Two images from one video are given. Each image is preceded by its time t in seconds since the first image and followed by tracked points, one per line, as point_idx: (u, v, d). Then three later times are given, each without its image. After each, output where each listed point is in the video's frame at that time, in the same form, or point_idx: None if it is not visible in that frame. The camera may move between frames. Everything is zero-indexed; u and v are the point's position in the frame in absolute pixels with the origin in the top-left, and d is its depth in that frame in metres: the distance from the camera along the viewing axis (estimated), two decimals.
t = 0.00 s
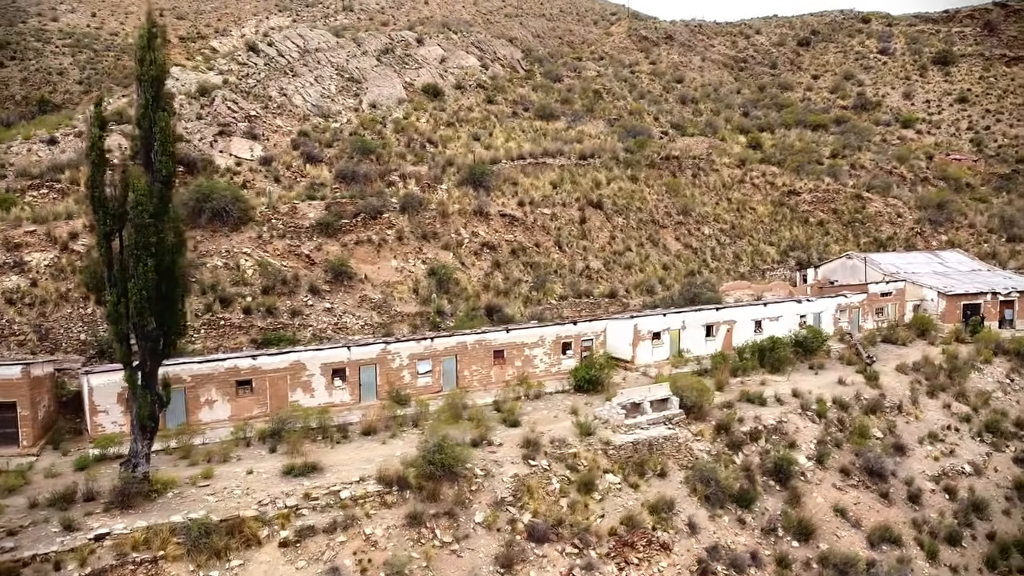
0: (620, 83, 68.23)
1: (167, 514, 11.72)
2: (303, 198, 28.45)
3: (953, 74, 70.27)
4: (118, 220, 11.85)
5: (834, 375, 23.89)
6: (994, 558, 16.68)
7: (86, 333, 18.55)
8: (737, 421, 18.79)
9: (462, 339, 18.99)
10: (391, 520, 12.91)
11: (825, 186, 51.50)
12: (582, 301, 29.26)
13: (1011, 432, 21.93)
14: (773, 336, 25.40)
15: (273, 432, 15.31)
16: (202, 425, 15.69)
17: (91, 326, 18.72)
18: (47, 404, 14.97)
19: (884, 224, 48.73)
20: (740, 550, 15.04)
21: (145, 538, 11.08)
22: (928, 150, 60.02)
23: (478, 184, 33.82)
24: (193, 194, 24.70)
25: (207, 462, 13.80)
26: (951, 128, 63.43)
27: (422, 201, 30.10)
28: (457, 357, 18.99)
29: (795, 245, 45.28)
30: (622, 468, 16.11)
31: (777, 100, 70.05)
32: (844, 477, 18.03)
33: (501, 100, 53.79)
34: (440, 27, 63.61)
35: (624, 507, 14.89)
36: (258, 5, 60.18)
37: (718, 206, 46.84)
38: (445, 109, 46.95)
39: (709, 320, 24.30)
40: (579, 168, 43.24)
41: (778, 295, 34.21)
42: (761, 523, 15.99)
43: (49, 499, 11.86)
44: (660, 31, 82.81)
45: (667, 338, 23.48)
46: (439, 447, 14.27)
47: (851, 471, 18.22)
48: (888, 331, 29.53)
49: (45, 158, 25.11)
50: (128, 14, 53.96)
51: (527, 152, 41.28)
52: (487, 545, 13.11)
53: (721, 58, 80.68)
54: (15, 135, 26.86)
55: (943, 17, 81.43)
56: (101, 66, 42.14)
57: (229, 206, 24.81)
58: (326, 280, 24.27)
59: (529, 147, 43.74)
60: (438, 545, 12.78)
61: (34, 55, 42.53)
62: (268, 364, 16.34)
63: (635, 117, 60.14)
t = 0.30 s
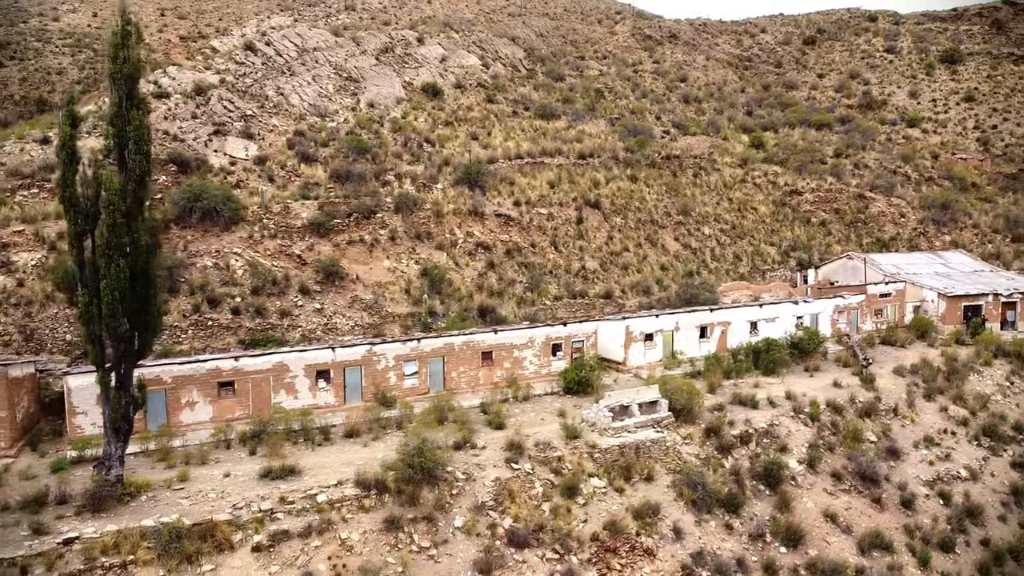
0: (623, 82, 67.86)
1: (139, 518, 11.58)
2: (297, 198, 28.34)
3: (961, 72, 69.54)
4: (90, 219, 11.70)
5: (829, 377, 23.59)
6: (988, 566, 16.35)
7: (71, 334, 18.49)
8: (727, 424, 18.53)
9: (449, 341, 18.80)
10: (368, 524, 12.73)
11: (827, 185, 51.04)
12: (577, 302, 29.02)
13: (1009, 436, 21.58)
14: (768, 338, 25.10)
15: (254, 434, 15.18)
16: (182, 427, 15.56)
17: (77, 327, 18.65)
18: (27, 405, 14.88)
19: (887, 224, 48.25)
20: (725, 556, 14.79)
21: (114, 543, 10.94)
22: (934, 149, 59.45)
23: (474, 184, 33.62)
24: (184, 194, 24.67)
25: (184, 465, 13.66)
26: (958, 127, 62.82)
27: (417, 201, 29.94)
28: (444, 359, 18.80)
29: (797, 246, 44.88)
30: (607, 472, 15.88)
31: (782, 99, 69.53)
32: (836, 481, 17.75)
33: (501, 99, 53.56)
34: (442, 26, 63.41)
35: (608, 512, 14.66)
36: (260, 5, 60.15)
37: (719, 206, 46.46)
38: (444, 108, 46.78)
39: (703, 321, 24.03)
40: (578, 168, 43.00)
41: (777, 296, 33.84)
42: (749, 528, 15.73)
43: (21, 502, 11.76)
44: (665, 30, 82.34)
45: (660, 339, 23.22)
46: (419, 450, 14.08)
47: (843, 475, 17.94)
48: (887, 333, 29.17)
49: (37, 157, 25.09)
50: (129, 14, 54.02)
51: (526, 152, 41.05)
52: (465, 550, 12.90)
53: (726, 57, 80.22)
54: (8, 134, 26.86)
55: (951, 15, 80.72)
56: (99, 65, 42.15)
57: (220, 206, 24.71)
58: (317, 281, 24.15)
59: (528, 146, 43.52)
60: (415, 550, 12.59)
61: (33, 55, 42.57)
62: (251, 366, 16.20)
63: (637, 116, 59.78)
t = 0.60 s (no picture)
0: (626, 81, 67.53)
1: (111, 521, 11.47)
2: (290, 198, 28.26)
3: (968, 71, 68.85)
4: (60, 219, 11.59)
5: (824, 379, 23.28)
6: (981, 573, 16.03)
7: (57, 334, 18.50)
8: (716, 427, 18.31)
9: (436, 342, 18.64)
10: (344, 527, 12.57)
11: (830, 185, 50.57)
12: (572, 302, 28.77)
13: (1006, 440, 21.23)
14: (763, 340, 24.81)
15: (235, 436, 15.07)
16: (163, 429, 15.48)
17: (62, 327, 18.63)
18: (7, 405, 14.84)
19: (890, 224, 47.78)
20: (710, 562, 14.54)
21: (83, 545, 10.82)
22: (939, 149, 58.90)
23: (469, 184, 33.45)
24: (175, 194, 24.65)
25: (161, 468, 13.54)
26: (964, 126, 62.25)
27: (411, 200, 29.80)
28: (431, 360, 18.64)
29: (797, 246, 44.49)
30: (592, 475, 15.68)
31: (786, 98, 69.04)
32: (826, 485, 17.49)
33: (502, 98, 53.38)
34: (443, 26, 63.27)
35: (591, 517, 14.44)
36: (262, 5, 60.19)
37: (719, 205, 46.11)
38: (443, 108, 46.64)
39: (697, 322, 23.79)
40: (577, 168, 42.77)
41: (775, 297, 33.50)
42: (736, 533, 15.50)
43: None
44: (669, 30, 81.89)
45: (652, 341, 22.97)
46: (398, 452, 13.91)
47: (833, 479, 17.68)
48: (885, 334, 28.83)
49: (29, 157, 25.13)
50: (131, 14, 54.17)
51: (524, 152, 40.86)
52: (443, 555, 12.71)
53: (730, 56, 79.78)
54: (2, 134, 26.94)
55: (960, 14, 80.15)
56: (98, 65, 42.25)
57: (210, 206, 24.63)
58: (307, 281, 24.05)
59: (526, 146, 43.33)
60: (392, 554, 12.41)
61: (33, 55, 42.69)
62: (234, 367, 16.09)
63: (639, 116, 59.48)
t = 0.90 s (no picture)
0: (628, 80, 67.21)
1: (81, 524, 11.35)
2: (283, 198, 28.18)
3: (974, 69, 68.19)
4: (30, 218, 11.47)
5: (818, 381, 23.03)
6: None
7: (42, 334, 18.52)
8: (705, 429, 18.10)
9: (421, 343, 18.49)
10: (319, 531, 12.43)
11: (831, 185, 50.16)
12: (566, 302, 28.56)
13: (1002, 443, 20.91)
14: (757, 341, 24.54)
15: (214, 438, 14.97)
16: (143, 430, 15.43)
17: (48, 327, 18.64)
18: None
19: (892, 224, 47.35)
20: (693, 568, 14.33)
21: (52, 549, 10.71)
22: (943, 148, 58.35)
23: (464, 183, 33.30)
24: (166, 194, 24.63)
25: (136, 470, 13.42)
26: (969, 126, 61.69)
27: (405, 200, 29.66)
28: (417, 361, 18.50)
29: (798, 246, 44.14)
30: (576, 478, 15.48)
31: (790, 97, 68.55)
32: (815, 489, 17.25)
33: (501, 98, 53.18)
34: (445, 25, 63.07)
35: (572, 521, 14.24)
36: (263, 5, 60.18)
37: (719, 205, 45.79)
38: (442, 107, 46.49)
39: (689, 323, 23.55)
40: (576, 167, 42.55)
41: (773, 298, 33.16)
42: (721, 538, 15.27)
43: None
44: (672, 28, 81.35)
45: (644, 342, 22.77)
46: (376, 455, 13.75)
47: (823, 483, 17.44)
48: (883, 336, 28.50)
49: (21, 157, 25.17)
50: (132, 14, 54.25)
51: (522, 151, 40.67)
52: (420, 559, 12.54)
53: (735, 55, 79.31)
54: None
55: (967, 12, 79.46)
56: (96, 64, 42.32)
57: (200, 205, 24.57)
58: (297, 281, 23.95)
59: (524, 145, 43.14)
60: (367, 559, 12.25)
61: (32, 54, 42.74)
62: (215, 368, 16.04)
63: (640, 115, 59.18)
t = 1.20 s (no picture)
0: (630, 79, 66.89)
1: (52, 526, 11.28)
2: (275, 197, 28.11)
3: (981, 68, 67.55)
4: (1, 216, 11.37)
5: (811, 383, 22.76)
6: None
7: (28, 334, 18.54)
8: (692, 432, 17.89)
9: (407, 344, 18.34)
10: (293, 534, 12.31)
11: (833, 185, 49.74)
12: (559, 303, 28.36)
13: (998, 447, 20.59)
14: (751, 343, 24.28)
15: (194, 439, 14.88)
16: (123, 430, 15.37)
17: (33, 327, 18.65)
18: None
19: (894, 224, 46.90)
20: (676, 573, 14.12)
21: (20, 551, 10.64)
22: (948, 148, 57.80)
23: (459, 183, 33.15)
24: (157, 194, 24.60)
25: (111, 472, 13.34)
26: (975, 125, 61.15)
27: (398, 200, 29.54)
28: (403, 362, 18.36)
29: (798, 247, 43.78)
30: (558, 482, 15.29)
31: (794, 97, 68.08)
32: (804, 493, 17.01)
33: (501, 97, 53.00)
34: (446, 25, 62.88)
35: (553, 525, 14.06)
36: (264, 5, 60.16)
37: (719, 205, 45.47)
38: (440, 107, 46.35)
39: (682, 324, 23.31)
40: (574, 167, 42.33)
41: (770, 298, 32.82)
42: (705, 543, 15.04)
43: None
44: (677, 27, 80.75)
45: (635, 343, 22.57)
46: (354, 457, 13.61)
47: (812, 487, 17.19)
48: (880, 337, 28.18)
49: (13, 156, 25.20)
50: (133, 14, 54.33)
51: (519, 151, 40.49)
52: (395, 563, 12.38)
53: (739, 54, 78.86)
54: None
55: (975, 11, 78.82)
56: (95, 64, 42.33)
57: (191, 205, 24.51)
58: (287, 281, 23.86)
59: (522, 145, 42.95)
60: (342, 563, 12.11)
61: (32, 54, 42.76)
62: (197, 369, 15.96)
63: (641, 115, 58.86)
